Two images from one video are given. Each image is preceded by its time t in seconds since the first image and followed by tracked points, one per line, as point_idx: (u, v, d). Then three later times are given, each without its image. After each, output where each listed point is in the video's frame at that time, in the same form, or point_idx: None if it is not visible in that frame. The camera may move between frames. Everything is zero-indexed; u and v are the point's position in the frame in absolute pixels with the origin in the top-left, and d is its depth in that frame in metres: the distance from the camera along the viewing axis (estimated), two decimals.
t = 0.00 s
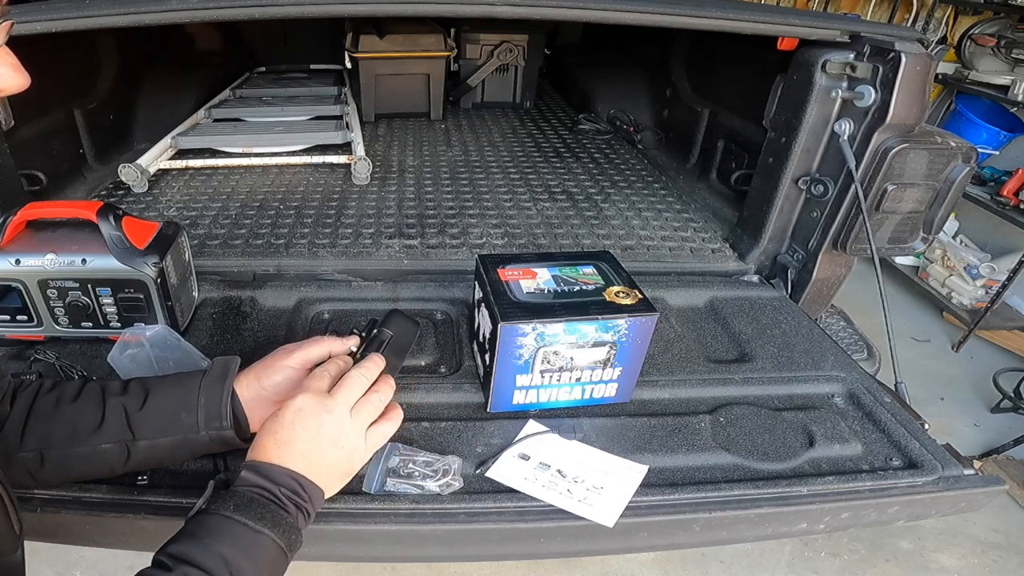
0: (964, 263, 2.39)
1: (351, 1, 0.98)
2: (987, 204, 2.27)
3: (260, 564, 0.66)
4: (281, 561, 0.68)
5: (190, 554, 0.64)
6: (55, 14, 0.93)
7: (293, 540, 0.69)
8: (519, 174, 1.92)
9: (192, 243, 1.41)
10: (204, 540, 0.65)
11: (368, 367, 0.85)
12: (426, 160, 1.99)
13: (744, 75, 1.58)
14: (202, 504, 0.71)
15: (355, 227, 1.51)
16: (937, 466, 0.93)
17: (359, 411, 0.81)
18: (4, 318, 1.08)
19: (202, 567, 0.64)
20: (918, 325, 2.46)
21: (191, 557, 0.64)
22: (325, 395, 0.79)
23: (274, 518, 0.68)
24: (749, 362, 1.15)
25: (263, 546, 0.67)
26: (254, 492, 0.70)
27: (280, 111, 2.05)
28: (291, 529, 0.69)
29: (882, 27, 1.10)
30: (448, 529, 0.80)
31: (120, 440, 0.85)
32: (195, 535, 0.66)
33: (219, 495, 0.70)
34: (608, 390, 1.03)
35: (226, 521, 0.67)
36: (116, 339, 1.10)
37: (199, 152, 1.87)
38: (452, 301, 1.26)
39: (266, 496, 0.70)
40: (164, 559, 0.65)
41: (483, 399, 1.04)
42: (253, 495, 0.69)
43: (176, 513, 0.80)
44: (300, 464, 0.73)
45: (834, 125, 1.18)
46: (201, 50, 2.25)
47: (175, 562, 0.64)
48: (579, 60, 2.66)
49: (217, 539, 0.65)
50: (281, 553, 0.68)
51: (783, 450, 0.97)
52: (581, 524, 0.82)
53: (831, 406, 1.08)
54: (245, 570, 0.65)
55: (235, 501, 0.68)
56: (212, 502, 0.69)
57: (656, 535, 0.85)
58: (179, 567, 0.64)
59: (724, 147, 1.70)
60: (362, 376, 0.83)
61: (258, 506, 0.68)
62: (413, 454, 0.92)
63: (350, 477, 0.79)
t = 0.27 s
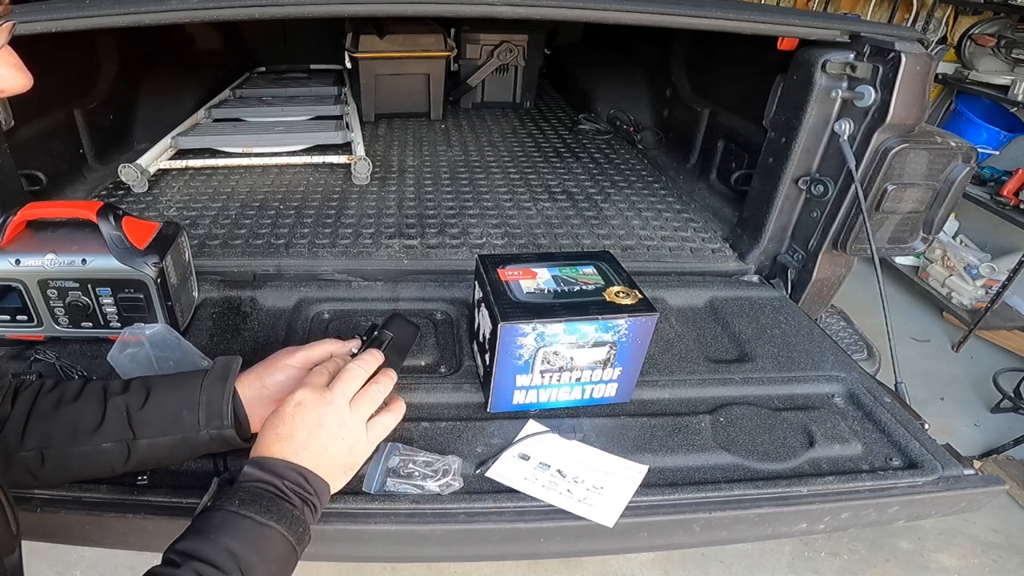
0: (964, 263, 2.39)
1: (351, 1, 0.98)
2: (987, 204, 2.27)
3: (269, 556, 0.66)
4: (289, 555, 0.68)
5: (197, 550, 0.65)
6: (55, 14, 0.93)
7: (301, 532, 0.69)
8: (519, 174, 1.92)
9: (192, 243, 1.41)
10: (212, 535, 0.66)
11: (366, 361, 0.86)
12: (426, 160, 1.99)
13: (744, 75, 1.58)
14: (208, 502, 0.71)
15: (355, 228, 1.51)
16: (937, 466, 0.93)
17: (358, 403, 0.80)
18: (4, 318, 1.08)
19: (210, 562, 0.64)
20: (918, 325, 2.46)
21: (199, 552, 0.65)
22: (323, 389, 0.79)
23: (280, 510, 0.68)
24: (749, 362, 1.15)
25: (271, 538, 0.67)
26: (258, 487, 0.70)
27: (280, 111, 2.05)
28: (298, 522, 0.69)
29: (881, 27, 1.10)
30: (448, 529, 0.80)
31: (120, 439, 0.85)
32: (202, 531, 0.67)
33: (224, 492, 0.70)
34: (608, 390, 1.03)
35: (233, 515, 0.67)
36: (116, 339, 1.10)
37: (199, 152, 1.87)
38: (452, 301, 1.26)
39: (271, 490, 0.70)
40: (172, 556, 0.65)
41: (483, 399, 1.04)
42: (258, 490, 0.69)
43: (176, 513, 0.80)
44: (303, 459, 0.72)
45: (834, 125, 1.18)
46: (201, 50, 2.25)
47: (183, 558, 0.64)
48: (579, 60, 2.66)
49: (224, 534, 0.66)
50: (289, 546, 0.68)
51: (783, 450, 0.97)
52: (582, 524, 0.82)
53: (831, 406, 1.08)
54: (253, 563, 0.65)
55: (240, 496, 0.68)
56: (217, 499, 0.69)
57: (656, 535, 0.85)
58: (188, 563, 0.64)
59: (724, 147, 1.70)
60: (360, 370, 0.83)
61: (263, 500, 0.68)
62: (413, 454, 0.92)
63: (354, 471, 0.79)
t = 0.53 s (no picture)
0: (964, 263, 2.39)
1: (351, 1, 0.98)
2: (987, 204, 2.27)
3: (270, 556, 0.66)
4: (291, 555, 0.68)
5: (199, 550, 0.65)
6: (55, 14, 0.93)
7: (303, 532, 0.69)
8: (519, 174, 1.92)
9: (192, 243, 1.41)
10: (213, 535, 0.66)
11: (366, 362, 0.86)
12: (426, 160, 1.99)
13: (744, 74, 1.58)
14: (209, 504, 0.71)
15: (355, 227, 1.51)
16: (937, 466, 0.93)
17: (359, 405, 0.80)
18: (4, 318, 1.08)
19: (212, 562, 0.64)
20: (918, 325, 2.46)
21: (200, 551, 0.65)
22: (322, 391, 0.79)
23: (281, 511, 0.69)
24: (749, 362, 1.15)
25: (272, 538, 0.67)
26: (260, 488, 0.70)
27: (280, 111, 2.05)
28: (299, 521, 0.69)
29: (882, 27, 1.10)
30: (448, 529, 0.80)
31: (120, 438, 0.85)
32: (204, 531, 0.67)
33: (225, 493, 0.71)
34: (608, 390, 1.03)
35: (234, 515, 0.67)
36: (116, 339, 1.10)
37: (200, 152, 1.87)
38: (452, 301, 1.26)
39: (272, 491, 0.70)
40: (173, 557, 0.65)
41: (483, 399, 1.04)
42: (258, 491, 0.70)
43: (176, 513, 0.80)
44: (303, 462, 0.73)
45: (834, 125, 1.18)
46: (201, 50, 2.25)
47: (184, 558, 0.64)
48: (579, 60, 2.66)
49: (225, 533, 0.66)
50: (291, 546, 0.68)
51: (783, 450, 0.97)
52: (581, 524, 0.82)
53: (830, 406, 1.08)
54: (255, 563, 0.65)
55: (241, 497, 0.69)
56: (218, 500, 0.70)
57: (656, 535, 0.85)
58: (189, 563, 0.64)
59: (724, 147, 1.70)
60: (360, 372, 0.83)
61: (263, 500, 0.69)
62: (412, 454, 0.92)
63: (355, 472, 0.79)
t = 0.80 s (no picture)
0: (964, 263, 2.39)
1: (351, 1, 0.98)
2: (987, 204, 2.27)
3: None
4: None
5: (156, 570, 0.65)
6: (54, 14, 0.93)
7: (259, 556, 0.70)
8: (519, 174, 1.92)
9: (192, 243, 1.41)
10: (172, 556, 0.66)
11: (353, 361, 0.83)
12: (426, 160, 1.99)
13: (744, 74, 1.58)
14: (166, 516, 0.71)
15: (355, 227, 1.51)
16: (937, 466, 0.93)
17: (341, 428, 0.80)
18: (4, 318, 1.07)
19: None
20: (918, 325, 2.46)
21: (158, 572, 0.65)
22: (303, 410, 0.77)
23: (241, 534, 0.69)
24: (749, 362, 1.15)
25: (229, 563, 0.67)
26: (220, 507, 0.70)
27: (280, 111, 2.05)
28: (257, 546, 0.70)
29: (882, 27, 1.10)
30: (448, 529, 0.80)
31: (119, 434, 0.85)
32: (161, 549, 0.66)
33: (185, 509, 0.70)
34: (608, 390, 1.03)
35: (195, 536, 0.67)
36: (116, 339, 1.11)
37: (199, 152, 1.87)
38: (452, 301, 1.26)
39: (231, 511, 0.70)
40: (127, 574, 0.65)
41: (483, 399, 1.04)
42: (220, 511, 0.70)
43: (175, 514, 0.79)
44: (273, 487, 0.73)
45: (834, 125, 1.18)
46: (201, 50, 2.24)
47: None
48: (579, 60, 2.66)
49: (185, 554, 0.66)
50: (246, 570, 0.69)
51: (783, 450, 0.97)
52: (581, 524, 0.82)
53: (830, 406, 1.08)
54: None
55: (204, 517, 0.69)
56: (178, 516, 0.69)
57: (656, 535, 0.85)
58: None
59: (724, 147, 1.70)
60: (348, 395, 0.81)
61: (223, 522, 0.69)
62: (413, 454, 0.92)
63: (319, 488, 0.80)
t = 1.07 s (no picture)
0: (964, 263, 2.39)
1: (351, 1, 0.97)
2: (987, 204, 2.27)
3: None
4: None
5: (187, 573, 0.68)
6: (54, 14, 0.93)
7: (281, 566, 0.74)
8: (519, 174, 1.92)
9: (192, 243, 1.41)
10: (204, 561, 0.69)
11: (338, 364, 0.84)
12: (426, 160, 1.99)
13: (744, 75, 1.58)
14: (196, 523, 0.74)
15: (355, 227, 1.51)
16: (937, 466, 0.93)
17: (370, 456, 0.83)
18: (4, 318, 1.07)
19: None
20: (918, 325, 2.46)
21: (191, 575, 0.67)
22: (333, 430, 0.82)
23: (268, 545, 0.72)
24: (749, 362, 1.15)
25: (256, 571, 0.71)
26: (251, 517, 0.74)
27: (280, 111, 2.05)
28: (281, 557, 0.73)
29: (881, 27, 1.10)
30: (448, 529, 0.80)
31: (118, 431, 0.86)
32: (194, 553, 0.70)
33: (218, 518, 0.74)
34: (608, 390, 1.03)
35: (225, 543, 0.70)
36: (116, 339, 1.11)
37: (199, 152, 1.87)
38: (452, 301, 1.26)
39: (260, 521, 0.74)
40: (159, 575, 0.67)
41: (483, 399, 1.04)
42: (252, 521, 0.73)
43: (175, 513, 0.79)
44: (300, 498, 0.76)
45: (834, 125, 1.18)
46: (201, 50, 2.24)
47: None
48: (579, 60, 2.65)
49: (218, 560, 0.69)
50: None
51: (783, 450, 0.97)
52: (581, 524, 0.82)
53: (830, 406, 1.08)
54: None
55: (236, 526, 0.72)
56: (211, 524, 0.73)
57: (656, 536, 0.85)
58: None
59: (724, 147, 1.70)
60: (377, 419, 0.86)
61: (254, 532, 0.72)
62: (412, 454, 0.92)
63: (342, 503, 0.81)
